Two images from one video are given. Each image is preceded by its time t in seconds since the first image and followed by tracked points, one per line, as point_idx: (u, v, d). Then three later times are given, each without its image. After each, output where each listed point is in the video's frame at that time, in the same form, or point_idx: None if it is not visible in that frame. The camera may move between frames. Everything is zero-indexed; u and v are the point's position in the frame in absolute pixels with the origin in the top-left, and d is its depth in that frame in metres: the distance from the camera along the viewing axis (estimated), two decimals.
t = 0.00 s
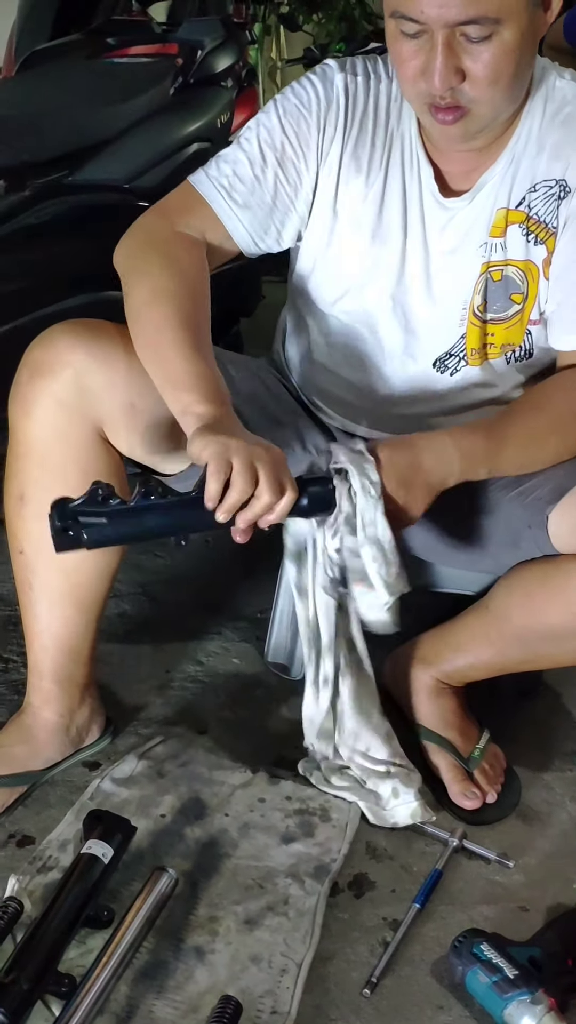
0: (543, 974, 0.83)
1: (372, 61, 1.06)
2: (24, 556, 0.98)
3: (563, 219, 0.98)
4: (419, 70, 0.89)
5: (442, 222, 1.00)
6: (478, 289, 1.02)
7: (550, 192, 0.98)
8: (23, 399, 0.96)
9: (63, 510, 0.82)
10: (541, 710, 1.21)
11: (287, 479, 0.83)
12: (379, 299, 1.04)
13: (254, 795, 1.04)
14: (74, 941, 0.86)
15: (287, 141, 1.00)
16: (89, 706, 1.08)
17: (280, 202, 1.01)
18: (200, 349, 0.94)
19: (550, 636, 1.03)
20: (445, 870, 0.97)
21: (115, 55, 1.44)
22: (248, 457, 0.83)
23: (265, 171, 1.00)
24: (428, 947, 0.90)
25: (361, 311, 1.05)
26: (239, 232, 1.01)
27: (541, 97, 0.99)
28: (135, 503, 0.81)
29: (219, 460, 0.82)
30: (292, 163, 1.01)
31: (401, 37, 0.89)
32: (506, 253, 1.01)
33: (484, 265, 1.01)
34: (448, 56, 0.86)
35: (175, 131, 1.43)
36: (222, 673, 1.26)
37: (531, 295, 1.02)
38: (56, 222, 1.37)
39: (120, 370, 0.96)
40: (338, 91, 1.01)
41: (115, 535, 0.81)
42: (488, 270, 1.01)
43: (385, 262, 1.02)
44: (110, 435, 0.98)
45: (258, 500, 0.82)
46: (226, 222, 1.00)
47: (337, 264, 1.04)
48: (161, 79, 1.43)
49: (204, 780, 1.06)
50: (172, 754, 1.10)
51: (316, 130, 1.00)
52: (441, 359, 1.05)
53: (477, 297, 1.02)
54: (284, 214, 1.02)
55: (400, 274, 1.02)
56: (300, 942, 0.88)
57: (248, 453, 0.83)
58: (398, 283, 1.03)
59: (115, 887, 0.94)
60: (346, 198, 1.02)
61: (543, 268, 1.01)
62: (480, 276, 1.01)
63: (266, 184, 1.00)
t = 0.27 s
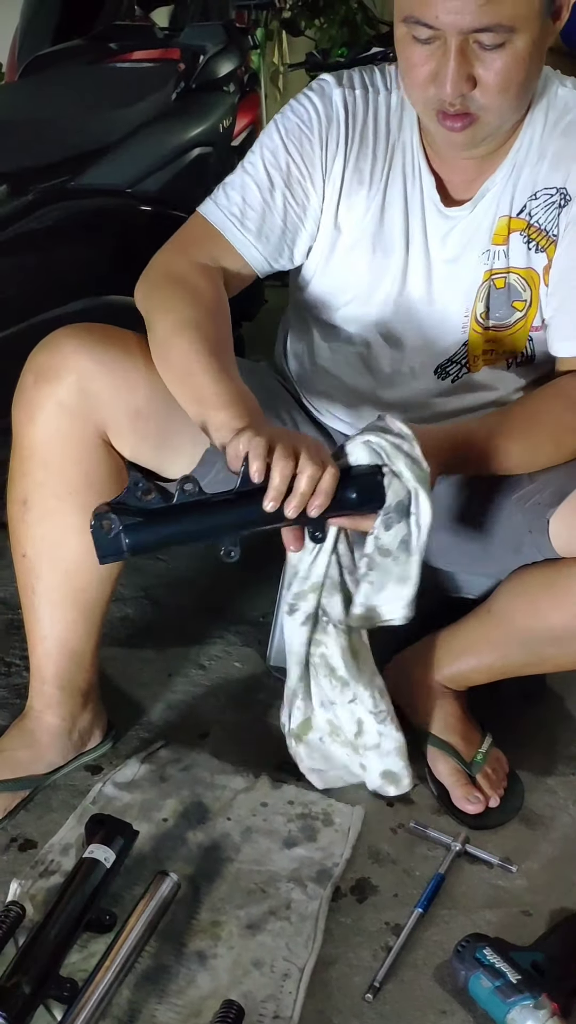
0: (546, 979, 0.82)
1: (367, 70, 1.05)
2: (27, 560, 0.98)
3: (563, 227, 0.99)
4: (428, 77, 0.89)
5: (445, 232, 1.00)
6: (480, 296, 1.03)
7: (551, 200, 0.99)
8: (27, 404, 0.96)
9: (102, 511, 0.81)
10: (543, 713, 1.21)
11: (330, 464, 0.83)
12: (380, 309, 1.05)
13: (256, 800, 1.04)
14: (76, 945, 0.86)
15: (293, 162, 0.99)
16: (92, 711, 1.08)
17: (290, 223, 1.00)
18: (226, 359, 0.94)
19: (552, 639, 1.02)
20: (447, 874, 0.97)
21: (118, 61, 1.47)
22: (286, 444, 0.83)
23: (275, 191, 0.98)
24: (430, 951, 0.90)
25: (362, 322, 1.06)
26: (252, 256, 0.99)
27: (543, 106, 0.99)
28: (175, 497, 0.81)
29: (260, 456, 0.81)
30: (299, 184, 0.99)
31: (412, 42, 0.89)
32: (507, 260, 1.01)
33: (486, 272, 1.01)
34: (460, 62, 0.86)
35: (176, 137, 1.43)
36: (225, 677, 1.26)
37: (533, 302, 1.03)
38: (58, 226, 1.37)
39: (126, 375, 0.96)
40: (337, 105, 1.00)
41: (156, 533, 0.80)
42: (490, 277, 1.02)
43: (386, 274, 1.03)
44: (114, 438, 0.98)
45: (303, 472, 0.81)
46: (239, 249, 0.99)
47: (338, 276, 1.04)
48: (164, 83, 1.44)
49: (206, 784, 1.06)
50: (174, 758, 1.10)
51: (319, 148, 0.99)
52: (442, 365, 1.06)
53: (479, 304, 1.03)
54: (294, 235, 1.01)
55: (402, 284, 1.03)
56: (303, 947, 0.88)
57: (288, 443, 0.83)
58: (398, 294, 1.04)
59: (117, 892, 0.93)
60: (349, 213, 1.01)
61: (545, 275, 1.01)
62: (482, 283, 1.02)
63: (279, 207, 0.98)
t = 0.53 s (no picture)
0: (550, 982, 0.82)
1: (357, 78, 1.06)
2: (34, 567, 0.98)
3: (568, 236, 1.00)
4: (443, 64, 0.89)
5: (444, 238, 1.01)
6: (483, 303, 1.02)
7: (555, 207, 1.00)
8: (37, 410, 0.96)
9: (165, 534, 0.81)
10: (546, 717, 1.21)
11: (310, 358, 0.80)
12: (376, 314, 1.04)
13: (259, 803, 1.04)
14: (79, 948, 0.86)
15: (277, 174, 1.00)
16: (96, 716, 1.08)
17: (278, 235, 1.02)
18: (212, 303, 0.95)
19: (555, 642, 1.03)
20: (450, 878, 0.97)
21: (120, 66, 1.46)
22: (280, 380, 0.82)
23: (256, 207, 1.00)
24: (434, 955, 0.89)
25: (362, 328, 1.05)
26: (241, 271, 1.01)
27: (541, 113, 1.00)
28: (247, 505, 0.81)
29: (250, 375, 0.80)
30: (285, 195, 1.01)
31: (427, 28, 0.89)
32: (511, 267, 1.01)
33: (490, 279, 1.01)
34: (481, 46, 0.87)
35: (179, 141, 1.45)
36: (228, 681, 1.26)
37: (537, 310, 1.03)
38: (63, 229, 1.37)
39: (143, 381, 0.97)
40: (323, 115, 1.01)
41: (222, 532, 0.79)
42: (494, 284, 1.02)
43: (381, 279, 1.03)
44: (125, 444, 0.99)
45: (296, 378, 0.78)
46: (227, 264, 1.01)
47: (335, 283, 1.05)
48: (166, 88, 1.43)
49: (209, 788, 1.06)
50: (177, 761, 1.10)
51: (304, 157, 1.00)
52: (448, 372, 1.05)
53: (482, 311, 1.02)
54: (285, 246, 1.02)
55: (397, 290, 1.02)
56: (305, 950, 0.88)
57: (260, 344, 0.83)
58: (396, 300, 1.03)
59: (120, 895, 0.93)
60: (340, 220, 1.02)
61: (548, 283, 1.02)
62: (486, 290, 1.02)
63: (259, 221, 1.01)
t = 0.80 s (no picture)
0: (553, 983, 0.82)
1: (346, 73, 1.07)
2: (38, 571, 0.98)
3: (562, 236, 1.05)
4: (463, 54, 0.91)
5: (444, 234, 1.03)
6: (484, 299, 1.05)
7: (551, 208, 1.04)
8: (45, 414, 0.96)
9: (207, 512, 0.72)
10: (548, 718, 1.21)
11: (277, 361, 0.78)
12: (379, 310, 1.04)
13: (261, 805, 1.04)
14: (81, 950, 0.86)
15: (272, 169, 0.99)
16: (98, 718, 1.08)
17: (277, 230, 1.01)
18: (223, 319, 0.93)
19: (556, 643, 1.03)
20: (453, 880, 0.97)
21: (122, 68, 1.37)
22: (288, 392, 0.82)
23: (254, 205, 0.99)
24: (436, 957, 0.89)
25: (364, 322, 1.05)
26: (245, 272, 1.01)
27: (535, 114, 1.03)
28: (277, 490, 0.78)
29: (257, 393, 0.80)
30: (282, 190, 1.00)
31: (447, 18, 0.91)
32: (511, 265, 1.04)
33: (491, 276, 1.04)
34: (510, 34, 0.89)
35: (182, 142, 1.47)
36: (230, 683, 1.26)
37: (536, 307, 1.07)
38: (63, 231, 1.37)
39: (150, 386, 0.95)
40: (315, 107, 1.00)
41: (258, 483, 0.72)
42: (497, 281, 1.04)
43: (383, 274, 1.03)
44: (133, 451, 0.98)
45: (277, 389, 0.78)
46: (227, 265, 1.00)
47: (332, 279, 1.05)
48: (169, 90, 1.44)
49: (211, 790, 1.06)
50: (179, 763, 1.10)
51: (298, 151, 1.00)
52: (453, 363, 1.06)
53: (482, 307, 1.05)
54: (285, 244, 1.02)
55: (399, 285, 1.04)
56: (308, 952, 0.88)
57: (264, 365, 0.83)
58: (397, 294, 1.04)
59: (122, 897, 0.93)
60: (338, 216, 1.02)
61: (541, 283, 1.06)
62: (488, 286, 1.04)
63: (260, 220, 1.00)
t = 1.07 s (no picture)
0: (555, 988, 0.82)
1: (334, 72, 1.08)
2: (44, 577, 0.98)
3: (551, 223, 1.05)
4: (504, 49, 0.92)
5: (440, 223, 1.03)
6: (478, 286, 1.05)
7: (539, 197, 1.05)
8: (55, 421, 0.94)
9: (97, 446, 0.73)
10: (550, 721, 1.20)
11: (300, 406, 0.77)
12: (380, 301, 1.04)
13: (263, 808, 1.04)
14: (82, 954, 0.85)
15: (275, 164, 0.99)
16: (100, 722, 1.08)
17: (284, 225, 1.01)
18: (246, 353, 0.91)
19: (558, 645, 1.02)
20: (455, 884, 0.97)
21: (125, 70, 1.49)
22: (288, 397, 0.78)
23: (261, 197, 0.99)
24: (438, 961, 0.89)
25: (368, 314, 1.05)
26: (254, 266, 1.00)
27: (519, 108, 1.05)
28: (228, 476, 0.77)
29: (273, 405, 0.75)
30: (286, 183, 1.00)
31: (479, 17, 0.92)
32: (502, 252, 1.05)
33: (484, 263, 1.04)
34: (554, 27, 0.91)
35: (183, 146, 1.46)
36: (231, 686, 1.25)
37: (527, 293, 1.08)
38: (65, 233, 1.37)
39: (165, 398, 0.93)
40: (312, 102, 1.01)
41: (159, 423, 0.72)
42: (490, 268, 1.05)
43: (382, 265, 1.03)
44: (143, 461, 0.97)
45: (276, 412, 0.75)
46: (237, 260, 0.99)
47: (330, 272, 1.05)
48: (171, 93, 1.46)
49: (212, 793, 1.06)
50: (180, 766, 1.09)
51: (298, 144, 1.00)
52: (450, 350, 1.06)
53: (477, 293, 1.05)
54: (289, 237, 1.02)
55: (399, 275, 1.04)
56: (309, 956, 0.88)
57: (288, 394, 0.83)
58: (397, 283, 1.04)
59: (123, 900, 0.93)
60: (338, 208, 1.02)
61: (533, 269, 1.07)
62: (482, 273, 1.05)
63: (271, 212, 0.99)
